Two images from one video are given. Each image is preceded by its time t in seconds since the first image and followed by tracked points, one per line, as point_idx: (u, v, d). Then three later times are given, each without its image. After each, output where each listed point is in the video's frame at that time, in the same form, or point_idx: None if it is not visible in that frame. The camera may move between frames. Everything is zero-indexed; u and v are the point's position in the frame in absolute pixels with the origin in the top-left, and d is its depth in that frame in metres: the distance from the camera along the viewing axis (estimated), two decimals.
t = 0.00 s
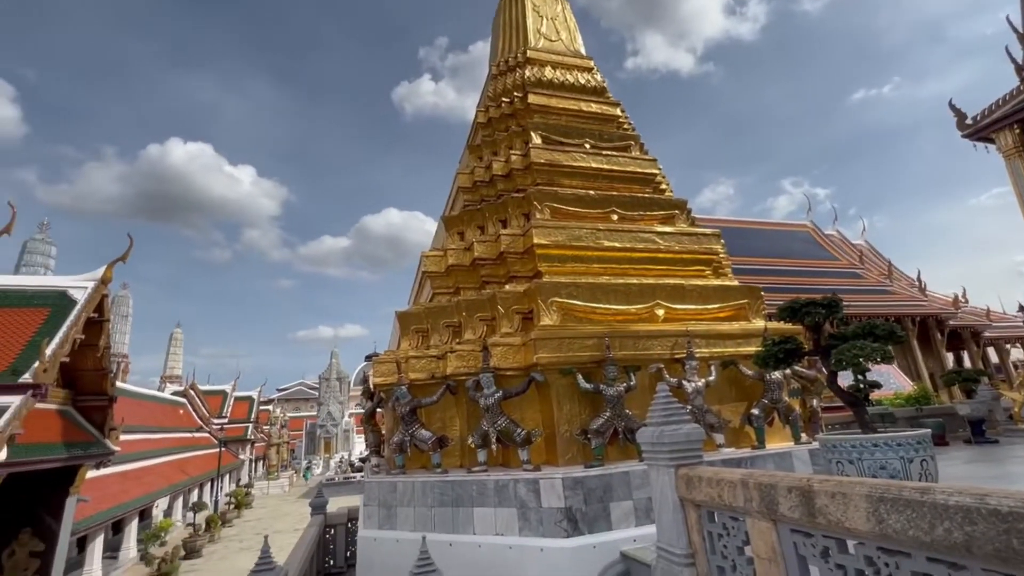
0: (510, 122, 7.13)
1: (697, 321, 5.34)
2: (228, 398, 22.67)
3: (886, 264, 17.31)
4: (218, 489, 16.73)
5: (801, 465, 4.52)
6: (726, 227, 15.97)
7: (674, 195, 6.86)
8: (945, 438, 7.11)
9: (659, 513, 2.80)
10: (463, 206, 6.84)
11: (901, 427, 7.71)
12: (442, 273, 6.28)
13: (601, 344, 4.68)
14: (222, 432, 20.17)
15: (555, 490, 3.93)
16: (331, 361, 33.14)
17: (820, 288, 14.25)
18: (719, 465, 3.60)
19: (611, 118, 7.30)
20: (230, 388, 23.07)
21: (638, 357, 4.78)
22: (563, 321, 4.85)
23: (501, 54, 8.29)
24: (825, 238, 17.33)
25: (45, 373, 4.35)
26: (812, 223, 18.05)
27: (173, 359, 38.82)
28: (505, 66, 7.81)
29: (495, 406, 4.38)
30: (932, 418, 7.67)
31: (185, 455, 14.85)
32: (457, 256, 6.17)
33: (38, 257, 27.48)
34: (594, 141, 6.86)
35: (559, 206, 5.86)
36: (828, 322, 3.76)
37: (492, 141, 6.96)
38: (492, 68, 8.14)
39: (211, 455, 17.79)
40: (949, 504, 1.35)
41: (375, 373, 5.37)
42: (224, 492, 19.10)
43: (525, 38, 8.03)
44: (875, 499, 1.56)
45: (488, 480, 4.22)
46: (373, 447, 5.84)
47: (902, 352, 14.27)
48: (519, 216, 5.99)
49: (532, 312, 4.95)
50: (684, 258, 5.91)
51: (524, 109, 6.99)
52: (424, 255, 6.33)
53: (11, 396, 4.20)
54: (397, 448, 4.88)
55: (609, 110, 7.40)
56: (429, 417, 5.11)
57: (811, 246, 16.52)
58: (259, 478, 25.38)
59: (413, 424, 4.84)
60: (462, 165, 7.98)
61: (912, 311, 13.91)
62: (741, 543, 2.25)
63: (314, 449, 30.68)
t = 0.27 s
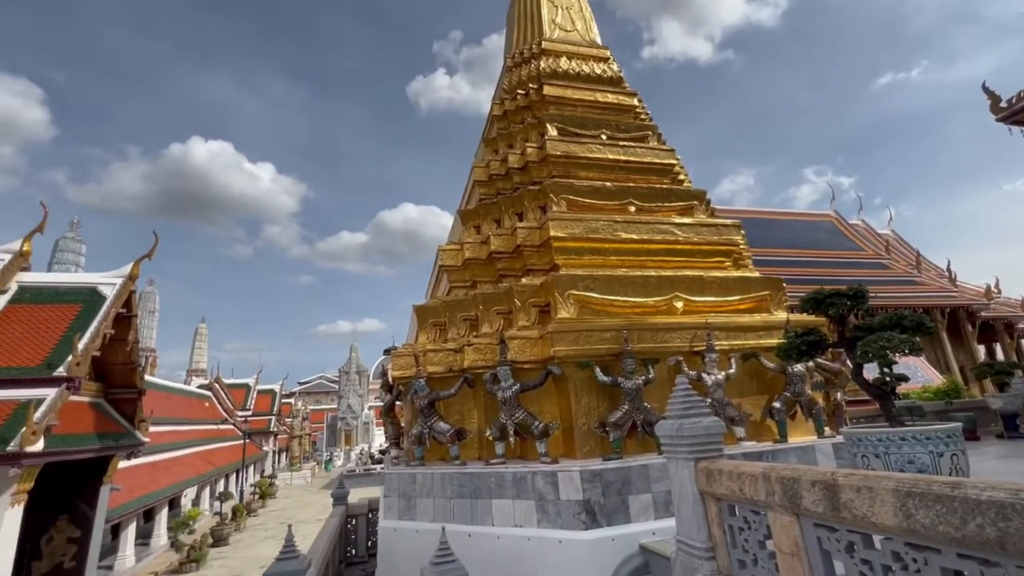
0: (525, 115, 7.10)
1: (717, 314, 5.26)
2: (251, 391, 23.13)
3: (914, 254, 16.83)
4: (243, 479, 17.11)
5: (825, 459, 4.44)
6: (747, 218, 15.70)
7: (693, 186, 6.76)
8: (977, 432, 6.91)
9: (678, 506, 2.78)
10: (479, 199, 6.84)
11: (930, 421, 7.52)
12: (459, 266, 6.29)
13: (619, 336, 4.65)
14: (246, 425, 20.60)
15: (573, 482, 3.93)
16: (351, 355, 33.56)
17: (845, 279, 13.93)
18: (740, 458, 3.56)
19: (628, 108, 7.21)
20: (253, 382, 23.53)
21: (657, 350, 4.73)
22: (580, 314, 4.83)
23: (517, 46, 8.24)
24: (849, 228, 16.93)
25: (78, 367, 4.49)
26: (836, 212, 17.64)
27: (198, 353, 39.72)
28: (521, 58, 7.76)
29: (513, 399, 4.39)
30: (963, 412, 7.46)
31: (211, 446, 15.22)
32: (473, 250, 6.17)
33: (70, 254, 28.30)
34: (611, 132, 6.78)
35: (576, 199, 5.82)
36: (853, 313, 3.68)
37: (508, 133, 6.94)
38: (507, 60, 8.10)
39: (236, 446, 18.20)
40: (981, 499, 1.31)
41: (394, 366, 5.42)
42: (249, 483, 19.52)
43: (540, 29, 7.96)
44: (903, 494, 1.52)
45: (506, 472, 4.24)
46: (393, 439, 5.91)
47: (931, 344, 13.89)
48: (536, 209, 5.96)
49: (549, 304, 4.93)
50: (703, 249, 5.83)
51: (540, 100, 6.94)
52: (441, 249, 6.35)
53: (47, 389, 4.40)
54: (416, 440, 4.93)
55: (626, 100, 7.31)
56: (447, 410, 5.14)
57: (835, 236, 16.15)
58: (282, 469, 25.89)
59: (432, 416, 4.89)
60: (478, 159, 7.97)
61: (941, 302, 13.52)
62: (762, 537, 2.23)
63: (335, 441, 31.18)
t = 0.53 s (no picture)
0: (541, 107, 7.05)
1: (737, 306, 5.19)
2: (273, 385, 23.55)
3: (942, 245, 16.36)
4: (266, 471, 17.46)
5: (849, 454, 4.36)
6: (767, 209, 15.43)
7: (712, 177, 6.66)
8: (1009, 428, 6.71)
9: (698, 501, 2.76)
10: (495, 193, 6.84)
11: (959, 416, 7.32)
12: (475, 260, 6.30)
13: (637, 330, 4.62)
14: (268, 418, 20.99)
15: (592, 476, 3.92)
16: (369, 350, 33.91)
17: (870, 271, 13.61)
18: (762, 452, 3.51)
19: (645, 99, 7.12)
20: (274, 375, 23.95)
21: (676, 343, 4.69)
22: (598, 307, 4.80)
23: (532, 38, 8.18)
24: (874, 219, 16.52)
25: (108, 361, 4.66)
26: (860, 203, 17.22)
27: (221, 347, 40.55)
28: (536, 50, 7.71)
29: (531, 392, 4.39)
30: (994, 407, 7.25)
31: (234, 439, 15.55)
32: (490, 244, 6.17)
33: (98, 252, 29.04)
34: (628, 123, 6.71)
35: (592, 191, 5.78)
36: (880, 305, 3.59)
37: (524, 126, 6.91)
38: (522, 53, 8.06)
39: (258, 439, 18.57)
40: (1017, 496, 1.26)
41: (412, 360, 5.46)
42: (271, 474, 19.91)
43: (555, 21, 7.90)
44: (933, 489, 1.48)
45: (524, 465, 4.25)
46: (411, 432, 5.97)
47: (960, 337, 13.51)
48: (552, 202, 5.93)
49: (566, 298, 4.91)
50: (723, 241, 5.74)
51: (555, 93, 6.89)
52: (457, 244, 6.37)
53: (79, 382, 4.53)
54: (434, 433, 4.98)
55: (643, 91, 7.22)
56: (465, 403, 5.17)
57: (859, 227, 15.77)
58: (303, 461, 26.35)
59: (450, 409, 4.92)
60: (493, 152, 7.96)
61: (971, 294, 13.13)
62: (786, 532, 2.20)
63: (355, 434, 31.59)
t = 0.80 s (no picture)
0: (556, 100, 7.01)
1: (757, 300, 5.11)
2: (292, 379, 23.91)
3: (971, 236, 15.88)
4: (286, 463, 17.77)
5: (874, 450, 4.27)
6: (787, 200, 15.14)
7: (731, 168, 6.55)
8: None
9: (720, 497, 2.73)
10: (511, 188, 6.82)
11: (989, 412, 7.13)
12: (491, 255, 6.30)
13: (655, 324, 4.58)
14: (288, 411, 21.34)
15: (610, 471, 3.90)
16: (386, 345, 34.22)
17: (894, 263, 13.29)
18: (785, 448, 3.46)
19: (662, 90, 7.02)
20: (294, 370, 24.31)
21: (695, 337, 4.64)
22: (615, 302, 4.76)
23: (547, 31, 8.13)
24: (899, 210, 16.10)
25: (135, 356, 4.78)
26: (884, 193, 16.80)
27: (242, 342, 41.30)
28: (551, 43, 7.66)
29: (548, 387, 4.38)
30: None
31: (256, 432, 15.84)
32: (506, 238, 6.16)
33: (123, 250, 29.70)
34: (645, 115, 6.63)
35: (609, 184, 5.73)
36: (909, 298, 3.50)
37: (539, 120, 6.87)
38: (537, 46, 8.01)
39: (279, 432, 18.89)
40: None
41: (430, 355, 5.48)
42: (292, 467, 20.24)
43: (570, 12, 7.82)
44: (968, 487, 1.43)
45: (542, 460, 4.25)
46: (429, 426, 6.02)
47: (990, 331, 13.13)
48: (568, 196, 5.89)
49: (583, 292, 4.88)
50: (742, 234, 5.66)
51: (570, 86, 6.83)
52: (474, 239, 6.37)
53: (108, 376, 4.65)
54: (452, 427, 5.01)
55: (660, 81, 7.12)
56: (483, 398, 5.19)
57: (883, 218, 15.39)
58: (323, 454, 26.74)
59: (468, 404, 4.95)
60: (509, 147, 7.94)
61: (1001, 286, 12.75)
62: (811, 529, 2.16)
63: (373, 428, 31.96)
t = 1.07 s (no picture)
0: (572, 94, 6.96)
1: (779, 294, 5.03)
2: (311, 374, 24.23)
3: (1000, 228, 15.41)
4: (306, 456, 18.04)
5: (900, 447, 4.19)
6: (808, 193, 14.86)
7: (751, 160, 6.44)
8: None
9: (742, 493, 2.70)
10: (527, 182, 6.80)
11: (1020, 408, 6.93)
12: (507, 250, 6.30)
13: (674, 318, 4.53)
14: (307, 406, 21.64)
15: (629, 466, 3.88)
16: (403, 340, 34.48)
17: (920, 256, 12.97)
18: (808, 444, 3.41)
19: (679, 82, 6.92)
20: (312, 365, 24.62)
21: (714, 332, 4.58)
22: (633, 296, 4.72)
23: (562, 24, 8.06)
24: (925, 201, 15.69)
25: (160, 351, 4.88)
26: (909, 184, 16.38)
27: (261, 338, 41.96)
28: (566, 36, 7.60)
29: (566, 381, 4.37)
30: None
31: (276, 425, 16.11)
32: (522, 233, 6.15)
33: (146, 248, 30.34)
34: (662, 107, 6.54)
35: (626, 178, 5.67)
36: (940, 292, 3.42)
37: (555, 114, 6.83)
38: (552, 39, 7.95)
39: (298, 426, 19.17)
40: None
41: (447, 350, 5.51)
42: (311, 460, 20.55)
43: (586, 4, 7.75)
44: (1005, 487, 1.39)
45: (560, 454, 4.24)
46: (447, 420, 6.05)
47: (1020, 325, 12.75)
48: (585, 189, 5.85)
49: (600, 287, 4.85)
50: (763, 227, 5.57)
51: (586, 78, 6.77)
52: (490, 234, 6.37)
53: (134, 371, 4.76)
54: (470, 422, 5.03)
55: (677, 73, 7.02)
56: (500, 393, 5.19)
57: (908, 210, 15.02)
58: (341, 448, 27.08)
59: (485, 398, 4.97)
60: (524, 141, 7.92)
61: None
62: (836, 527, 2.13)
63: (390, 422, 32.25)
